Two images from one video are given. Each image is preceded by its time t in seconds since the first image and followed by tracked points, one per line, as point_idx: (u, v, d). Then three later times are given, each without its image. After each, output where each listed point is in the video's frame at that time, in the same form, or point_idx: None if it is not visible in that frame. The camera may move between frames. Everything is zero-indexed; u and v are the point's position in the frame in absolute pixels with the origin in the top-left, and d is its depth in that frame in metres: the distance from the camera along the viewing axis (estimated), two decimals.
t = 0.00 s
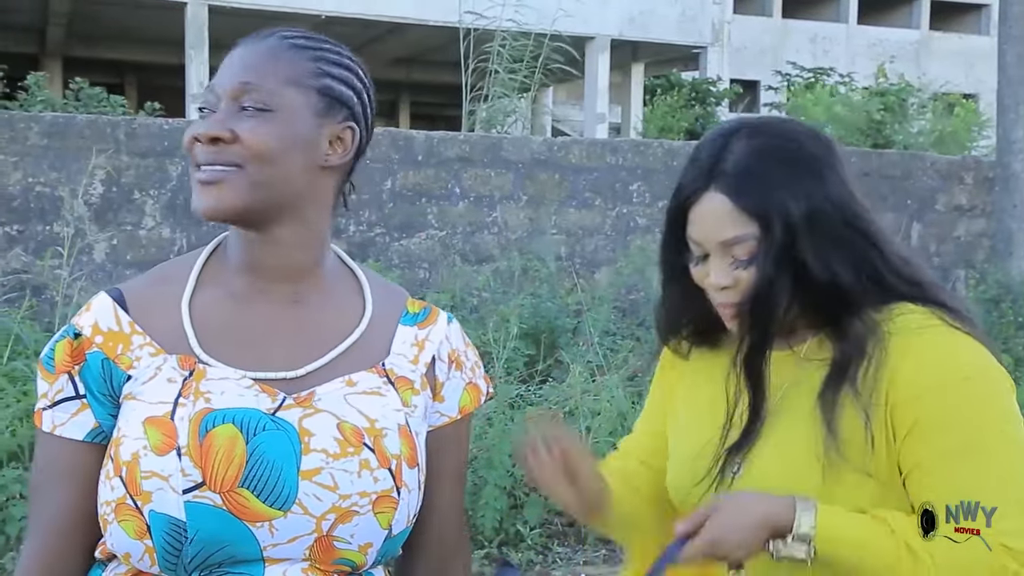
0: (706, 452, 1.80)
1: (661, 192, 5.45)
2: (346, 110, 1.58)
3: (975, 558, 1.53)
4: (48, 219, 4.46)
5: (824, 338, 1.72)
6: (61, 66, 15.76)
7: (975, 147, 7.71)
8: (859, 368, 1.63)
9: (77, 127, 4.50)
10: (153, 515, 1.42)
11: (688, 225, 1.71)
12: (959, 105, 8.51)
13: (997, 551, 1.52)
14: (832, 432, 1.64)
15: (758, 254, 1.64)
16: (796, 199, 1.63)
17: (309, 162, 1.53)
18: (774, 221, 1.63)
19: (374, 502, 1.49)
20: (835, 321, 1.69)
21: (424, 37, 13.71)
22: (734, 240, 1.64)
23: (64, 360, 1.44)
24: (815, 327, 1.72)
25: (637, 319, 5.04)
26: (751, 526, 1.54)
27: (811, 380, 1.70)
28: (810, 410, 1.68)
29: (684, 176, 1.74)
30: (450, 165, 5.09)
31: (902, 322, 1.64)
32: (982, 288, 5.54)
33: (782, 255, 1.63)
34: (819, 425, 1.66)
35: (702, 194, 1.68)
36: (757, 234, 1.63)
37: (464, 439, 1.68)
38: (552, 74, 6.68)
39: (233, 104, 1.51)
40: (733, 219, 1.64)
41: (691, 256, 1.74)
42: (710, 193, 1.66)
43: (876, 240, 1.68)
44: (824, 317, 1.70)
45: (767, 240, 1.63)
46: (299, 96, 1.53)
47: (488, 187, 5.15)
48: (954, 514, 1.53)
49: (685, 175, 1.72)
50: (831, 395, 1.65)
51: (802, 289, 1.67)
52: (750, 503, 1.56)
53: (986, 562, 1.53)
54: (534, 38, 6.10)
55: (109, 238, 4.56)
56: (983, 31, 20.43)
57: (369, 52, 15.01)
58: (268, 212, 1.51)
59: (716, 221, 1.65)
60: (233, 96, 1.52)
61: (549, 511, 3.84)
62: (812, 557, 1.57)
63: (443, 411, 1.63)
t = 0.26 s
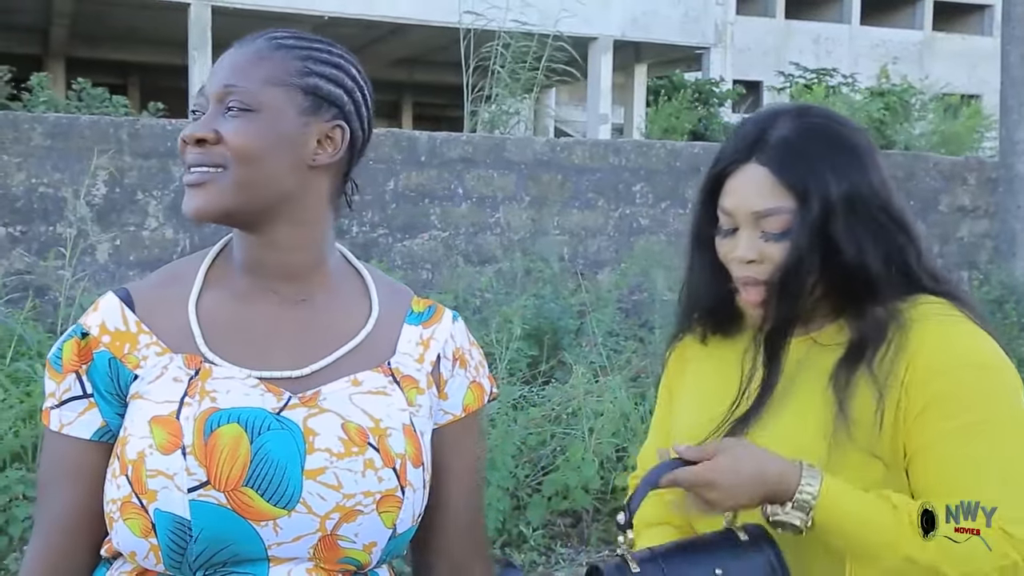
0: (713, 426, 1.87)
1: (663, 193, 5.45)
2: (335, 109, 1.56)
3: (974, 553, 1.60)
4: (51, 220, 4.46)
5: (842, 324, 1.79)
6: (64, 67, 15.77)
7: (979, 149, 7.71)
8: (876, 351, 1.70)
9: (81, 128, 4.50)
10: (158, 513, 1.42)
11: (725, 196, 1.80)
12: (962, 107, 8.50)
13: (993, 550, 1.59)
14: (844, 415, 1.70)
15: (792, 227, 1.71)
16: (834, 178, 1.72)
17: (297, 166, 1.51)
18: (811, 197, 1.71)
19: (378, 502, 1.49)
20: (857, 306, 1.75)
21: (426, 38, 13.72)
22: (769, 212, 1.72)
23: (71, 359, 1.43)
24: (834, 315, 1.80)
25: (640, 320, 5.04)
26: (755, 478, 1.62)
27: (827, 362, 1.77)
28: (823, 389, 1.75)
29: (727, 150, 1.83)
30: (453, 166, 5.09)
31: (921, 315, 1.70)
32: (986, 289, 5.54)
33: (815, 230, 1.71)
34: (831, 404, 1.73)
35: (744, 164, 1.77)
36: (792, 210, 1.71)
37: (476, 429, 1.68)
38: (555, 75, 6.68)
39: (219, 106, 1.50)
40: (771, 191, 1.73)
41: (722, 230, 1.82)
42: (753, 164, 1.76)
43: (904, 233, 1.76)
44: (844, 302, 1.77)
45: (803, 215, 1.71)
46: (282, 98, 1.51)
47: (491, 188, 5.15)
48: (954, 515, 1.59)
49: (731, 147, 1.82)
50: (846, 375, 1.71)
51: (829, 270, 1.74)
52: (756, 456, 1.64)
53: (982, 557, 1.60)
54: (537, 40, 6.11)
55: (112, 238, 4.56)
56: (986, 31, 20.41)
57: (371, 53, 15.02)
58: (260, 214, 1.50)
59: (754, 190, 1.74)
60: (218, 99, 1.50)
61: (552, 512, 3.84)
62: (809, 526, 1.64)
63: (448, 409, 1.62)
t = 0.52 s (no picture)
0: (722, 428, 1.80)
1: (665, 194, 5.45)
2: (324, 108, 1.55)
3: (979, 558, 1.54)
4: (53, 220, 4.47)
5: (855, 326, 1.72)
6: (66, 67, 15.78)
7: (981, 150, 7.71)
8: (887, 352, 1.64)
9: (83, 128, 4.50)
10: (151, 507, 1.43)
11: (729, 197, 1.73)
12: (964, 108, 8.51)
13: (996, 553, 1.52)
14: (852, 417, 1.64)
15: (796, 227, 1.64)
16: (843, 178, 1.64)
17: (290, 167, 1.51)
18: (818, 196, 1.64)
19: (371, 498, 1.49)
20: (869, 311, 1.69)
21: (428, 38, 13.73)
22: (776, 210, 1.65)
23: (73, 356, 1.46)
24: (845, 316, 1.73)
25: (642, 320, 5.04)
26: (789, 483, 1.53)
27: (837, 364, 1.71)
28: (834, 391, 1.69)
29: (733, 149, 1.76)
30: (455, 166, 5.09)
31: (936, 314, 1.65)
32: (988, 290, 5.54)
33: (822, 231, 1.64)
34: (840, 406, 1.67)
35: (749, 164, 1.70)
36: (798, 208, 1.64)
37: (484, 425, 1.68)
38: (557, 76, 6.68)
39: (208, 110, 1.49)
40: (777, 190, 1.65)
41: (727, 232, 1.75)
42: (759, 163, 1.69)
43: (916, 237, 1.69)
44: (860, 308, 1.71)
45: (808, 215, 1.64)
46: (271, 100, 1.50)
47: (493, 188, 5.16)
48: (954, 514, 1.54)
49: (736, 147, 1.75)
50: (856, 377, 1.66)
51: (838, 270, 1.67)
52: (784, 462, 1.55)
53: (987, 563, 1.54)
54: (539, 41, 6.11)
55: (114, 238, 4.57)
56: (988, 33, 20.41)
57: (373, 54, 15.03)
58: (254, 214, 1.50)
59: (759, 189, 1.67)
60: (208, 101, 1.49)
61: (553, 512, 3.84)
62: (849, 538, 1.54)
63: (448, 407, 1.62)
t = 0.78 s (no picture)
0: (730, 433, 1.76)
1: (668, 194, 5.45)
2: (321, 106, 1.55)
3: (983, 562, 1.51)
4: (56, 219, 4.47)
5: (864, 334, 1.68)
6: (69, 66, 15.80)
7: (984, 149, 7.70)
8: (899, 361, 1.60)
9: (85, 127, 4.50)
10: (142, 508, 1.43)
11: (737, 201, 1.72)
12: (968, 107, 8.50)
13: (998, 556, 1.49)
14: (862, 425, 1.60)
15: (802, 233, 1.62)
16: (851, 187, 1.62)
17: (286, 164, 1.50)
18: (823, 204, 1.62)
19: (364, 499, 1.48)
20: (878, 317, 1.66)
21: (431, 38, 13.74)
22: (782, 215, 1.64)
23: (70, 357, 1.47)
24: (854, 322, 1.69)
25: (644, 320, 5.04)
26: (794, 505, 1.51)
27: (848, 372, 1.66)
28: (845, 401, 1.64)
29: (743, 150, 1.75)
30: (457, 166, 5.09)
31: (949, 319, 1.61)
32: (991, 290, 5.53)
33: (829, 240, 1.62)
34: (850, 417, 1.62)
35: (757, 169, 1.69)
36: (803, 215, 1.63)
37: (488, 422, 1.68)
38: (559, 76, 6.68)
39: (203, 109, 1.49)
40: (783, 196, 1.64)
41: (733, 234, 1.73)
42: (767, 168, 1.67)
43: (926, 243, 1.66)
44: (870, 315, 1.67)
45: (814, 222, 1.62)
46: (266, 97, 1.50)
47: (495, 188, 5.15)
48: (955, 514, 1.53)
49: (746, 149, 1.73)
50: (868, 386, 1.61)
51: (846, 278, 1.65)
52: (790, 483, 1.53)
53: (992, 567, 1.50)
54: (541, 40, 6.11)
55: (116, 237, 4.57)
56: (991, 32, 20.40)
57: (376, 53, 15.03)
58: (246, 214, 1.50)
59: (766, 194, 1.66)
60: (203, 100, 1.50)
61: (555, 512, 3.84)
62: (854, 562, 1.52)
63: (447, 408, 1.61)
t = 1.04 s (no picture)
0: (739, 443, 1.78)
1: (670, 193, 5.45)
2: (337, 110, 1.55)
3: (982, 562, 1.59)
4: (58, 219, 4.48)
5: (867, 340, 1.71)
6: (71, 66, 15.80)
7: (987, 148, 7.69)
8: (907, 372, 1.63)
9: (87, 127, 4.51)
10: (146, 513, 1.44)
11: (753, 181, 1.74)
12: (970, 106, 8.50)
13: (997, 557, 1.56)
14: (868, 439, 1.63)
15: (802, 222, 1.63)
16: (863, 192, 1.60)
17: (305, 166, 1.51)
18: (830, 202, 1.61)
19: (369, 501, 1.49)
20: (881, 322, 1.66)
21: (433, 37, 13.74)
22: (786, 200, 1.65)
23: (66, 361, 1.47)
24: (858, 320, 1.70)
25: (646, 320, 5.04)
26: (802, 535, 1.55)
27: (853, 381, 1.70)
28: (850, 411, 1.68)
29: (768, 136, 1.76)
30: (459, 165, 5.08)
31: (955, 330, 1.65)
32: (994, 289, 5.52)
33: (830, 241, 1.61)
34: (856, 428, 1.66)
35: (778, 153, 1.70)
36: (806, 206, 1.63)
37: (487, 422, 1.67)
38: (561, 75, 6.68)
39: (220, 107, 1.48)
40: (793, 182, 1.65)
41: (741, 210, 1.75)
42: (785, 154, 1.68)
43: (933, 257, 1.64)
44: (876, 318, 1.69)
45: (816, 216, 1.62)
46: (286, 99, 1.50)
47: (497, 187, 5.15)
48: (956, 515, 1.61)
49: (775, 134, 1.75)
50: (872, 398, 1.64)
51: (851, 282, 1.65)
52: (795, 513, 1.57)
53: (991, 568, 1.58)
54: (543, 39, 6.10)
55: (118, 237, 4.57)
56: (993, 31, 20.37)
57: (378, 53, 15.03)
58: (258, 217, 1.49)
59: (777, 177, 1.67)
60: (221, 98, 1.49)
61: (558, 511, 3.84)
62: None
63: (447, 407, 1.61)
